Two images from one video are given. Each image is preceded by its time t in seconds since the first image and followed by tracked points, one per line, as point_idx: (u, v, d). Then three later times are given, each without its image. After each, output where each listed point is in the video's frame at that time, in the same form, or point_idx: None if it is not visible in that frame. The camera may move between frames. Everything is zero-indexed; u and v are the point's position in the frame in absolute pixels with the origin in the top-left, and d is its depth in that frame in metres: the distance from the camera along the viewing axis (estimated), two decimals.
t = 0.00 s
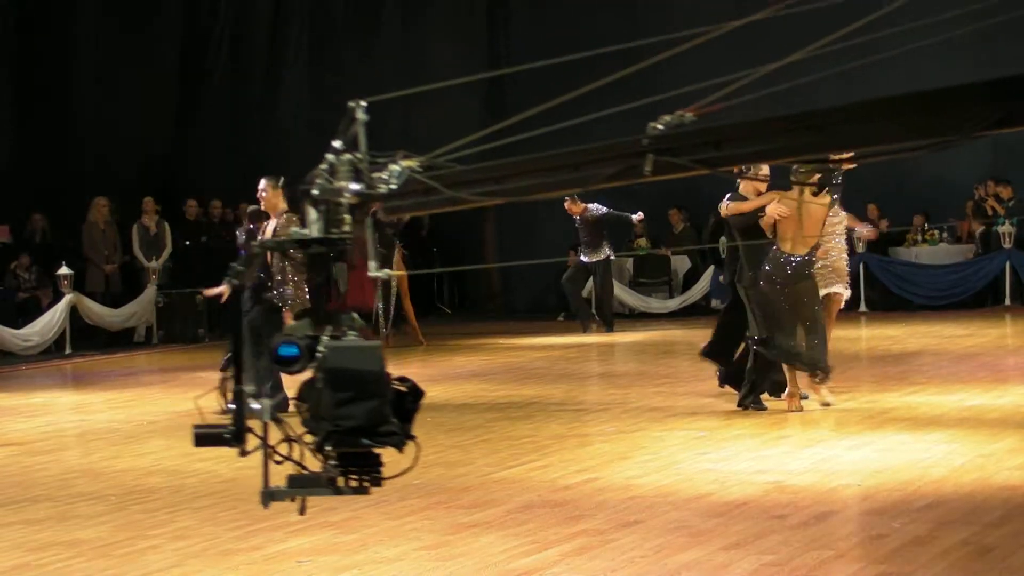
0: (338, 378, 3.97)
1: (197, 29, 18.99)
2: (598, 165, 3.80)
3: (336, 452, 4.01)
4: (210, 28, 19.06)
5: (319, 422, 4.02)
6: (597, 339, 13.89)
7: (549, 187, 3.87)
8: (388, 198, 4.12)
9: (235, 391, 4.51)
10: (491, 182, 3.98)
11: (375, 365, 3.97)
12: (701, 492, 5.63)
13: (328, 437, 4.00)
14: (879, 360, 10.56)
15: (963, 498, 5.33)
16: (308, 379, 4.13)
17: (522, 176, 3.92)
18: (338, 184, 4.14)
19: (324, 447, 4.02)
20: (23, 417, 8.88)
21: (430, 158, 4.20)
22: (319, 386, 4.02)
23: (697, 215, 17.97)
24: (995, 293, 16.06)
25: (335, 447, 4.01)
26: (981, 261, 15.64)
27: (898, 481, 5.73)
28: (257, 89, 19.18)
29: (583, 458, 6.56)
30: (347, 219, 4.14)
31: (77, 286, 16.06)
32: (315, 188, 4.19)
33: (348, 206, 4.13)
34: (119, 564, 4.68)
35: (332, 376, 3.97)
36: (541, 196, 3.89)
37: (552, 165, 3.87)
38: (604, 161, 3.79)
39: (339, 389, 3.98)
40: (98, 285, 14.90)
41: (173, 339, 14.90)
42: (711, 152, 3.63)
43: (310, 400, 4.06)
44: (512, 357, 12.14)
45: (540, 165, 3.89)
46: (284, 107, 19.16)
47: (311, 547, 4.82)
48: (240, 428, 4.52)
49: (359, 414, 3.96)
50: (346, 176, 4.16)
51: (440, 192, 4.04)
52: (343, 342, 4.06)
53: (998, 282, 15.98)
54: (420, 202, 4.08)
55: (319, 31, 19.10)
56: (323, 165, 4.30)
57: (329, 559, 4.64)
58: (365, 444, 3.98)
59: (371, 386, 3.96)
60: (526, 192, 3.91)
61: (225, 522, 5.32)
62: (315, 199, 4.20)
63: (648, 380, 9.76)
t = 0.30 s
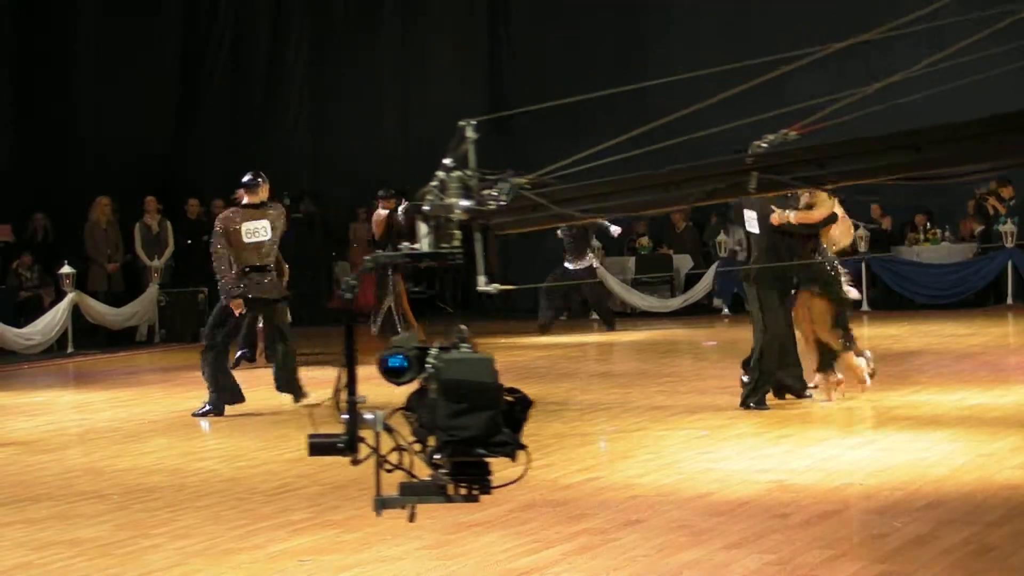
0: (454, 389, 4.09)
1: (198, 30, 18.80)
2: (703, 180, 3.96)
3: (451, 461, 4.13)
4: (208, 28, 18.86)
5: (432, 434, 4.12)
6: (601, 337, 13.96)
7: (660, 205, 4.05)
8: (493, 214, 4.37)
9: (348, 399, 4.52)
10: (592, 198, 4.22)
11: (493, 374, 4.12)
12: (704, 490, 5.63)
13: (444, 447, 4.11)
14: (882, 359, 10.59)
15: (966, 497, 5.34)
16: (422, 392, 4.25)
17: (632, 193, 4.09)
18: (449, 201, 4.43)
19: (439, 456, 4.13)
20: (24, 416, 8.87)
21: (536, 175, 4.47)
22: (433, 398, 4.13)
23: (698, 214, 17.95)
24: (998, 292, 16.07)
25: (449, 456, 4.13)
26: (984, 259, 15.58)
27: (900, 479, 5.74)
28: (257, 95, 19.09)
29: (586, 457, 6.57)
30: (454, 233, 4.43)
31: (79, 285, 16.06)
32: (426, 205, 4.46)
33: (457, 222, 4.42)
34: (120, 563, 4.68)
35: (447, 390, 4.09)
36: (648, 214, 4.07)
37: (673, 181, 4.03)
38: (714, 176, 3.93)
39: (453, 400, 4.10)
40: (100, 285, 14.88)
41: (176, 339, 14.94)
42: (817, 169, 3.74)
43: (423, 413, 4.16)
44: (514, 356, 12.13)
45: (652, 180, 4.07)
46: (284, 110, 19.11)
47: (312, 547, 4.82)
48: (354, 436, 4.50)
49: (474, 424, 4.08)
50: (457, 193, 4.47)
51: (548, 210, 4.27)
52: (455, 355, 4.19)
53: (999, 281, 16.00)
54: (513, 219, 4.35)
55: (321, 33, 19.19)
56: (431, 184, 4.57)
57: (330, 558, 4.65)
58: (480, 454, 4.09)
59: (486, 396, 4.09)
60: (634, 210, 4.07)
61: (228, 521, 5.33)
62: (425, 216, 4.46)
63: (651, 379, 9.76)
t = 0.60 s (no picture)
0: (562, 386, 4.04)
1: (198, 30, 18.66)
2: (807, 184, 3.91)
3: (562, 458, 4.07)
4: (211, 24, 18.80)
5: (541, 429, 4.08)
6: (603, 337, 13.98)
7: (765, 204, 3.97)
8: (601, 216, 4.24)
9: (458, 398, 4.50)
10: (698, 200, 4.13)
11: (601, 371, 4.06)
12: (705, 490, 5.64)
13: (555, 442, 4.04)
14: (884, 359, 10.60)
15: (967, 497, 5.34)
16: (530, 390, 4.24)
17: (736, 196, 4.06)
18: (558, 205, 4.28)
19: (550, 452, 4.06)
20: (24, 417, 8.86)
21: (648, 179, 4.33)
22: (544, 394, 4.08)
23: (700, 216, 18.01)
24: (999, 292, 16.01)
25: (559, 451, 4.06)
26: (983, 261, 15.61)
27: (901, 480, 5.74)
28: (256, 97, 19.02)
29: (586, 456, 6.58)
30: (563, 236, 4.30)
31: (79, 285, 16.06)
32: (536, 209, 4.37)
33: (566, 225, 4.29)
34: (121, 563, 4.68)
35: (555, 387, 4.05)
36: (755, 217, 4.01)
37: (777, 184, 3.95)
38: (817, 181, 3.89)
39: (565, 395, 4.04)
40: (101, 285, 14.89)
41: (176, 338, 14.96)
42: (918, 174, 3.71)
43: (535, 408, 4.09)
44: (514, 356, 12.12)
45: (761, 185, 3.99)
46: (285, 109, 19.10)
47: (313, 547, 4.82)
48: (464, 432, 4.48)
49: (583, 422, 4.00)
50: (565, 197, 4.31)
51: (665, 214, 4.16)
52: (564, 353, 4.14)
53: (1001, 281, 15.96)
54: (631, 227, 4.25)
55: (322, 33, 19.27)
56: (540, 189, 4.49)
57: (331, 558, 4.64)
58: (589, 451, 4.01)
59: (594, 394, 4.03)
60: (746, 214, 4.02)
61: (229, 521, 5.33)
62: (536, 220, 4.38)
63: (652, 379, 9.77)
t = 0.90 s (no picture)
0: (669, 373, 4.50)
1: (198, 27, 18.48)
2: (896, 176, 4.34)
3: (667, 441, 4.53)
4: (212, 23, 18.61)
5: (643, 414, 4.55)
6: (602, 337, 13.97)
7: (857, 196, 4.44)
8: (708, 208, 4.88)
9: (566, 386, 5.10)
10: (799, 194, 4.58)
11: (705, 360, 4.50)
12: (704, 490, 5.63)
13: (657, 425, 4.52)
14: (883, 359, 10.59)
15: (967, 496, 5.34)
16: (635, 375, 4.72)
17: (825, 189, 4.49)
18: (665, 197, 4.96)
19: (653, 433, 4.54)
20: (22, 417, 8.84)
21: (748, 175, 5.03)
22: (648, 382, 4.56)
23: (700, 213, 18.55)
24: (999, 291, 16.05)
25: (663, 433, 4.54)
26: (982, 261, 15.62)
27: (901, 479, 5.74)
28: (257, 97, 18.89)
29: (586, 455, 6.57)
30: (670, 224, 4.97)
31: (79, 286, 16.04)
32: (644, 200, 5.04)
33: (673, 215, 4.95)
34: (121, 562, 4.68)
35: (663, 375, 4.50)
36: (850, 209, 4.46)
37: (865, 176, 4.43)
38: (914, 172, 4.30)
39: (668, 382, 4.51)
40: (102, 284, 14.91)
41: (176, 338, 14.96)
42: (996, 167, 4.08)
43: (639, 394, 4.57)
44: (515, 355, 12.12)
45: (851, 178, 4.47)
46: (287, 108, 19.06)
47: (312, 546, 4.82)
48: (572, 419, 5.14)
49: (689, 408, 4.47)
50: (671, 189, 5.04)
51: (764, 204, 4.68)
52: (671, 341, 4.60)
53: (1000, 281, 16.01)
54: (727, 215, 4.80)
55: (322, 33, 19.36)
56: (647, 180, 5.20)
57: (330, 558, 4.64)
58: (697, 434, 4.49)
59: (700, 380, 4.49)
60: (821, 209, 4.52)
61: (229, 521, 5.33)
62: (644, 209, 5.05)
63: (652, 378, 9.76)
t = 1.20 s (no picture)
0: (783, 353, 5.14)
1: (198, 30, 18.46)
2: (994, 161, 4.78)
3: (774, 416, 5.13)
4: (212, 22, 18.61)
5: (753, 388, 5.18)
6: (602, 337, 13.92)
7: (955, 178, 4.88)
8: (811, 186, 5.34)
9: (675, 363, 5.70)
10: (901, 174, 5.06)
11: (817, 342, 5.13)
12: (704, 490, 5.63)
13: (774, 400, 5.08)
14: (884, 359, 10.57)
15: (967, 497, 5.34)
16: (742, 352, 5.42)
17: (927, 170, 4.98)
18: (773, 175, 5.50)
19: (767, 409, 5.10)
20: (22, 417, 8.83)
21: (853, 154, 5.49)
22: (766, 360, 5.16)
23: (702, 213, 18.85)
24: (999, 291, 16.03)
25: (778, 409, 5.10)
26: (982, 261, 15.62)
27: (901, 479, 5.73)
28: (257, 97, 18.87)
29: (586, 456, 6.56)
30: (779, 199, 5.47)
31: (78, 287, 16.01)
32: (751, 181, 5.60)
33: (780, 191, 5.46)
34: (122, 562, 4.68)
35: (777, 353, 5.14)
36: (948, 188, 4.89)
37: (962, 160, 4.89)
38: (984, 161, 4.81)
39: (783, 360, 5.13)
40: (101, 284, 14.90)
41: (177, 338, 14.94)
42: None
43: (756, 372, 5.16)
44: (515, 356, 12.09)
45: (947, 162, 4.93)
46: (287, 108, 19.01)
47: (312, 546, 4.82)
48: (678, 395, 5.70)
49: (801, 382, 5.05)
50: (779, 168, 5.54)
51: (864, 183, 5.12)
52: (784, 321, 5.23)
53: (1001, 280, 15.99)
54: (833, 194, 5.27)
55: (322, 33, 19.28)
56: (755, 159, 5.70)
57: (330, 558, 4.64)
58: (807, 409, 5.03)
59: (813, 359, 5.09)
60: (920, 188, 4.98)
61: (229, 521, 5.32)
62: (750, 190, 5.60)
63: (652, 378, 9.75)
